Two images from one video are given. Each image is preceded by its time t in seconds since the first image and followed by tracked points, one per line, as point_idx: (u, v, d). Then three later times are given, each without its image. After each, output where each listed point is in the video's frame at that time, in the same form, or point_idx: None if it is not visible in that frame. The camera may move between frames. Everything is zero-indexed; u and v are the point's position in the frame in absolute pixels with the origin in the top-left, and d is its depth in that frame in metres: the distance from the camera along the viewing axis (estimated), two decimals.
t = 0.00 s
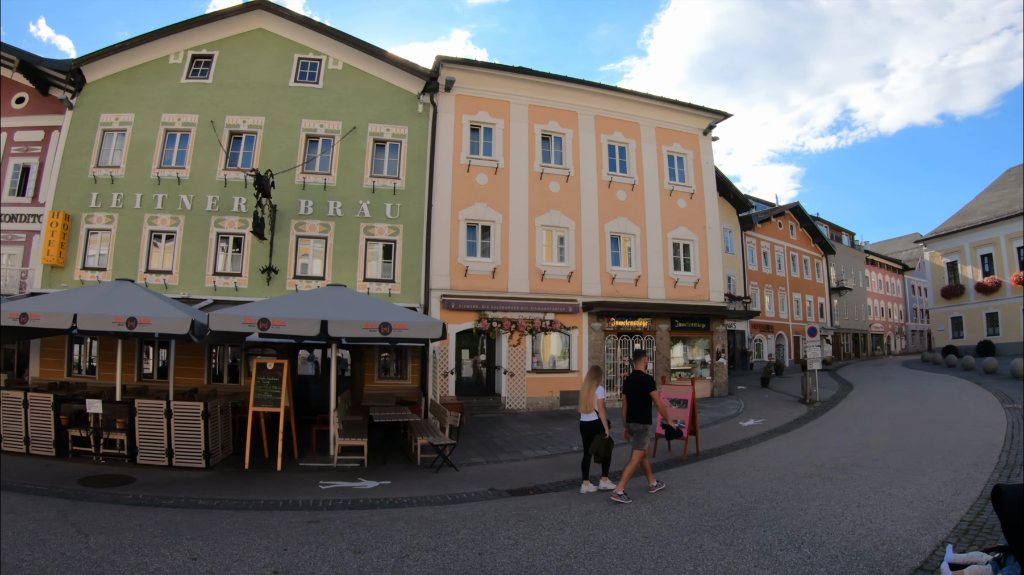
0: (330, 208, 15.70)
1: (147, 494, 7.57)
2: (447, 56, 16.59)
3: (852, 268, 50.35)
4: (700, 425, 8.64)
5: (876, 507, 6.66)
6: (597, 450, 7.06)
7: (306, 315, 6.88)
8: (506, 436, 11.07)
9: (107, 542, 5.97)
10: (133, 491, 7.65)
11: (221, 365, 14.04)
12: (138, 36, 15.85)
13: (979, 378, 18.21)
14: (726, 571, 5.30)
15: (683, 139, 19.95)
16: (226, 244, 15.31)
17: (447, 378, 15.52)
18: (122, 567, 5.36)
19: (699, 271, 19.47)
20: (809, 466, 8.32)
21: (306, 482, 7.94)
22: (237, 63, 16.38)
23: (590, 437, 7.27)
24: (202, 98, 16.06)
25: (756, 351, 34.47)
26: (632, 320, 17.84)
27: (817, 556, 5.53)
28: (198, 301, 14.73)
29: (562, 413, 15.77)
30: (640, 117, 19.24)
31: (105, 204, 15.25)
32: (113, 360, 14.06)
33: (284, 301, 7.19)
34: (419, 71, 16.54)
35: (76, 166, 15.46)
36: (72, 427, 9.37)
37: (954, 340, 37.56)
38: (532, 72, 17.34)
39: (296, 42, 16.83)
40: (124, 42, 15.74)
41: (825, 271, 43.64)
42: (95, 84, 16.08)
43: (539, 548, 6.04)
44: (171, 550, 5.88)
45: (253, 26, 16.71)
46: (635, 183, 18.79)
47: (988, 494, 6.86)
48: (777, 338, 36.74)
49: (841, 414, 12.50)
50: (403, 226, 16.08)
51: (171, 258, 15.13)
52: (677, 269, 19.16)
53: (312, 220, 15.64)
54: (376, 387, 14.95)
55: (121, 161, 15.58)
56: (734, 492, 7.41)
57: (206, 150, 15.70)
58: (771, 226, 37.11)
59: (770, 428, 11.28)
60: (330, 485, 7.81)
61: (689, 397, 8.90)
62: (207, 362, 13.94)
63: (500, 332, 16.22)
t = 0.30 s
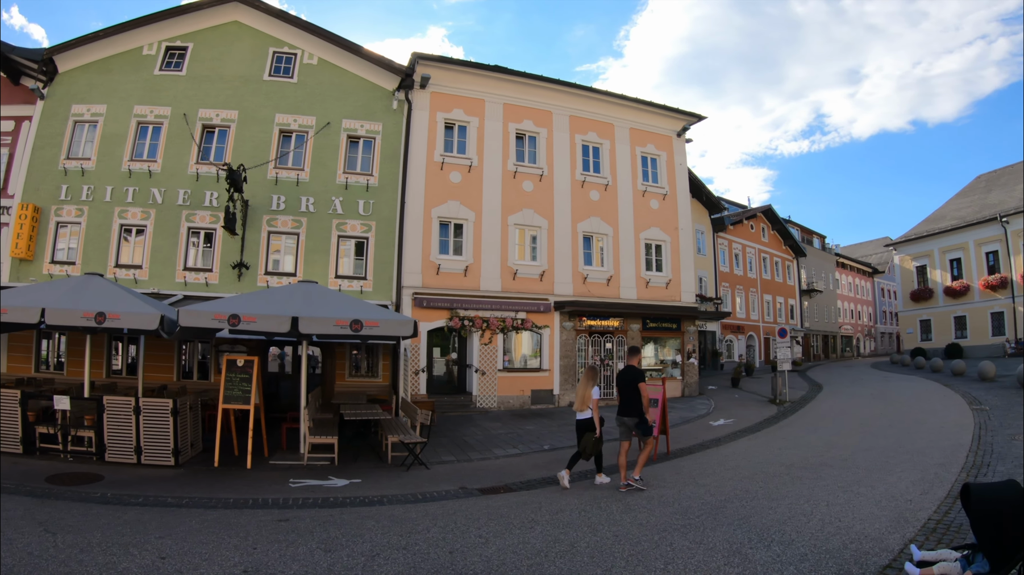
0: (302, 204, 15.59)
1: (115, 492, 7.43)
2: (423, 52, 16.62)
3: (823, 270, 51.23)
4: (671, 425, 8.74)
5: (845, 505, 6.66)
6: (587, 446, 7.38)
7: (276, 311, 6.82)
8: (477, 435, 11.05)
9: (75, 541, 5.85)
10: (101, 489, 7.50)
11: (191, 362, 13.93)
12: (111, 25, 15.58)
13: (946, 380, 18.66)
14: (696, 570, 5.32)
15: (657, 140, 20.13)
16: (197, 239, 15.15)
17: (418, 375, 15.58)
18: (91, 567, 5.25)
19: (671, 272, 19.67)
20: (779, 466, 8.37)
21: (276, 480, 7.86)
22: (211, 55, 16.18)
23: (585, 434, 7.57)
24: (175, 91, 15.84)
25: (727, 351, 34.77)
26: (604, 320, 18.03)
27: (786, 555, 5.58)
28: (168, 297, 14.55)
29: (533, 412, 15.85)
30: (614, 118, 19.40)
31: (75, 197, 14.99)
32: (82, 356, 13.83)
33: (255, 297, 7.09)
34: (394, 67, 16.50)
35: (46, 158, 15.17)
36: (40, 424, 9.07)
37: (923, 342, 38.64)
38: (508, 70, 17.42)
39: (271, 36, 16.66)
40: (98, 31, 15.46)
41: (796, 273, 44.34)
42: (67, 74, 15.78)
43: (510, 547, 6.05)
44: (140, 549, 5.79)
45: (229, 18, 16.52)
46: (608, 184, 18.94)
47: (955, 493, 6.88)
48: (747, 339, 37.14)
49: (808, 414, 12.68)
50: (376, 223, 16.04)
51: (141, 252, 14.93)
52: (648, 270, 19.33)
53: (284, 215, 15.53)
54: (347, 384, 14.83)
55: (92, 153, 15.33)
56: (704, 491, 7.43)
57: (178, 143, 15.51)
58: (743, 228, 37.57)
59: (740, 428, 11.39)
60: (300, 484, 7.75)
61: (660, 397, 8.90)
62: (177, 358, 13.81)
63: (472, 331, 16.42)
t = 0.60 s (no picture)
0: (281, 200, 15.55)
1: (91, 489, 7.31)
2: (404, 49, 16.61)
3: (802, 271, 51.79)
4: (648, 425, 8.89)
5: (821, 503, 6.69)
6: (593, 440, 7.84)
7: (255, 307, 6.76)
8: (455, 433, 11.03)
9: (52, 539, 5.75)
10: (77, 487, 7.37)
11: (169, 358, 13.86)
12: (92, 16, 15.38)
13: (922, 380, 18.94)
14: (673, 568, 5.34)
15: (637, 140, 20.27)
16: (175, 233, 15.02)
17: (396, 373, 15.61)
18: (67, 565, 5.16)
19: (650, 272, 19.81)
20: (756, 465, 8.42)
21: (253, 478, 7.81)
22: (192, 48, 16.02)
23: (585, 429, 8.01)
24: (156, 83, 15.67)
25: (705, 351, 34.94)
26: (581, 319, 18.06)
27: (763, 552, 5.62)
28: (146, 292, 14.44)
29: (510, 410, 15.95)
30: (595, 117, 19.49)
31: (52, 189, 14.77)
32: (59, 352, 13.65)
33: (233, 293, 7.03)
34: (376, 64, 16.50)
35: (23, 150, 14.92)
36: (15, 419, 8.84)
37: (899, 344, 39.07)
38: (489, 68, 17.48)
39: (253, 30, 16.54)
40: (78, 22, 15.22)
41: (775, 274, 44.73)
42: (47, 66, 15.54)
43: (487, 544, 6.06)
44: (116, 547, 5.72)
45: (210, 11, 16.38)
46: (588, 183, 19.02)
47: (930, 493, 6.92)
48: (725, 338, 37.36)
49: (785, 413, 12.78)
50: (355, 219, 16.06)
51: (119, 247, 14.77)
52: (628, 269, 19.44)
53: (263, 211, 15.46)
54: (325, 381, 14.75)
55: (70, 145, 15.11)
56: (682, 489, 7.45)
57: (157, 137, 15.33)
58: (722, 229, 37.84)
59: (717, 428, 11.37)
60: (277, 481, 7.70)
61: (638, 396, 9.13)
62: (153, 354, 13.69)
63: (450, 328, 16.47)
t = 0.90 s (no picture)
0: (260, 196, 15.60)
1: (68, 488, 7.17)
2: (386, 46, 16.71)
3: (780, 272, 52.35)
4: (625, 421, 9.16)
5: (797, 502, 6.74)
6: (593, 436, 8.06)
7: (232, 304, 6.71)
8: (433, 431, 11.00)
9: (25, 539, 5.59)
10: (53, 486, 7.21)
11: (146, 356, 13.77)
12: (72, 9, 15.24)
13: (898, 380, 19.23)
14: (649, 566, 5.36)
15: (617, 140, 20.52)
16: (153, 229, 15.02)
17: (375, 371, 15.60)
18: (42, 564, 5.00)
19: (628, 271, 20.06)
20: (733, 463, 8.46)
21: (229, 477, 7.73)
22: (173, 42, 15.94)
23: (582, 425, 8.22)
24: (135, 78, 15.57)
25: (683, 350, 35.20)
26: (560, 318, 18.37)
27: (739, 551, 5.65)
28: (122, 288, 14.40)
29: (488, 408, 16.11)
30: (575, 117, 19.75)
31: (29, 183, 14.36)
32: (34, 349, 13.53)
33: (212, 290, 6.98)
34: (357, 60, 16.56)
35: None
36: None
37: (875, 344, 39.46)
38: (470, 67, 17.65)
39: (234, 25, 16.55)
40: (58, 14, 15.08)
41: (753, 275, 45.14)
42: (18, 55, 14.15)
43: (465, 543, 6.05)
44: (92, 546, 5.62)
45: (192, 6, 16.33)
46: (567, 182, 19.24)
47: (906, 492, 6.98)
48: (704, 338, 37.63)
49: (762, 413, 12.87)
50: (335, 216, 16.12)
51: (96, 242, 14.73)
52: (606, 269, 19.73)
53: (241, 207, 15.49)
54: (303, 379, 14.73)
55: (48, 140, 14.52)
56: (659, 487, 7.47)
57: (135, 132, 15.27)
58: (700, 229, 38.13)
59: (694, 428, 11.32)
60: (255, 480, 7.63)
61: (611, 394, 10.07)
62: (130, 352, 13.61)
63: (429, 327, 16.59)
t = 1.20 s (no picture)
0: (237, 194, 15.55)
1: (42, 489, 7.03)
2: (367, 44, 16.82)
3: (757, 273, 52.88)
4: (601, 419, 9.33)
5: (772, 500, 6.76)
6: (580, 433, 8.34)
7: (208, 302, 6.66)
8: (410, 430, 10.96)
9: None
10: (28, 486, 7.06)
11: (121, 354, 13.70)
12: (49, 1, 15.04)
13: (873, 380, 19.51)
14: (625, 565, 5.37)
15: (596, 141, 20.94)
16: (129, 227, 14.89)
17: (351, 371, 15.71)
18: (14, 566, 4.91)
19: (606, 271, 20.41)
20: (709, 462, 8.48)
21: (205, 476, 7.64)
22: (152, 37, 15.81)
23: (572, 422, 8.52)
24: (112, 72, 15.41)
25: (661, 350, 35.47)
26: (538, 317, 18.71)
27: (714, 549, 5.66)
28: (98, 286, 14.22)
29: (464, 407, 16.25)
30: (554, 117, 20.11)
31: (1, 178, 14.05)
32: (8, 347, 13.36)
33: (189, 287, 6.90)
34: (336, 58, 16.61)
35: None
36: None
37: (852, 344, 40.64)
38: (449, 67, 17.86)
39: (214, 21, 16.49)
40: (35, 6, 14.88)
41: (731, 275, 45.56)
42: None
43: (441, 542, 6.03)
44: (66, 547, 5.52)
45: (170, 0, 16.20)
46: (546, 182, 19.59)
47: (880, 490, 7.04)
48: (681, 338, 37.92)
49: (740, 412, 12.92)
50: (312, 214, 16.12)
51: (72, 239, 14.53)
52: (584, 269, 20.04)
53: (219, 205, 15.44)
54: (280, 378, 14.70)
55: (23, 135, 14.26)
56: (635, 486, 7.47)
57: (112, 127, 15.08)
58: (678, 230, 38.39)
59: (672, 427, 11.36)
60: (231, 480, 7.55)
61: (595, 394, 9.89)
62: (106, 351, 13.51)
63: (407, 326, 16.74)
